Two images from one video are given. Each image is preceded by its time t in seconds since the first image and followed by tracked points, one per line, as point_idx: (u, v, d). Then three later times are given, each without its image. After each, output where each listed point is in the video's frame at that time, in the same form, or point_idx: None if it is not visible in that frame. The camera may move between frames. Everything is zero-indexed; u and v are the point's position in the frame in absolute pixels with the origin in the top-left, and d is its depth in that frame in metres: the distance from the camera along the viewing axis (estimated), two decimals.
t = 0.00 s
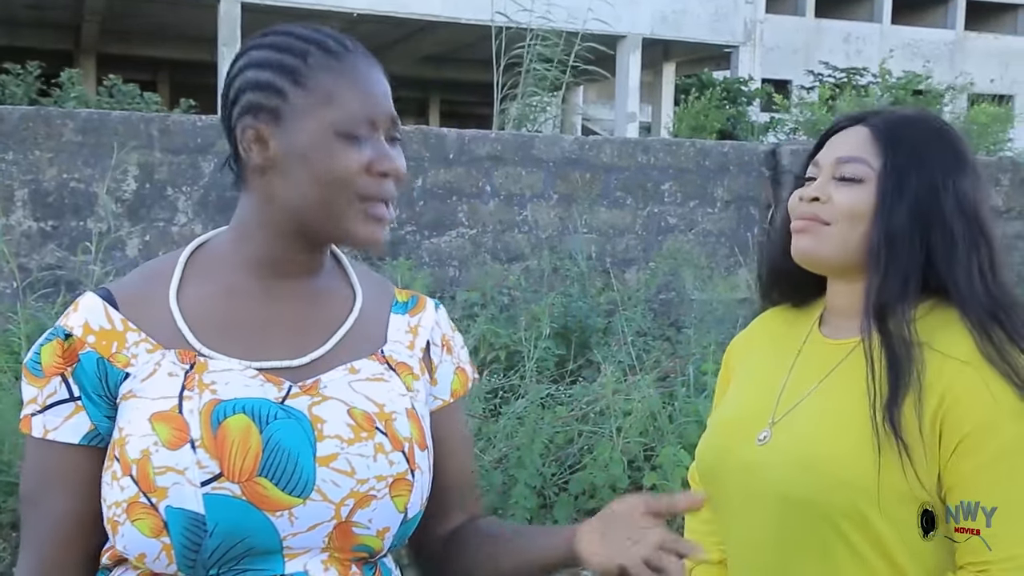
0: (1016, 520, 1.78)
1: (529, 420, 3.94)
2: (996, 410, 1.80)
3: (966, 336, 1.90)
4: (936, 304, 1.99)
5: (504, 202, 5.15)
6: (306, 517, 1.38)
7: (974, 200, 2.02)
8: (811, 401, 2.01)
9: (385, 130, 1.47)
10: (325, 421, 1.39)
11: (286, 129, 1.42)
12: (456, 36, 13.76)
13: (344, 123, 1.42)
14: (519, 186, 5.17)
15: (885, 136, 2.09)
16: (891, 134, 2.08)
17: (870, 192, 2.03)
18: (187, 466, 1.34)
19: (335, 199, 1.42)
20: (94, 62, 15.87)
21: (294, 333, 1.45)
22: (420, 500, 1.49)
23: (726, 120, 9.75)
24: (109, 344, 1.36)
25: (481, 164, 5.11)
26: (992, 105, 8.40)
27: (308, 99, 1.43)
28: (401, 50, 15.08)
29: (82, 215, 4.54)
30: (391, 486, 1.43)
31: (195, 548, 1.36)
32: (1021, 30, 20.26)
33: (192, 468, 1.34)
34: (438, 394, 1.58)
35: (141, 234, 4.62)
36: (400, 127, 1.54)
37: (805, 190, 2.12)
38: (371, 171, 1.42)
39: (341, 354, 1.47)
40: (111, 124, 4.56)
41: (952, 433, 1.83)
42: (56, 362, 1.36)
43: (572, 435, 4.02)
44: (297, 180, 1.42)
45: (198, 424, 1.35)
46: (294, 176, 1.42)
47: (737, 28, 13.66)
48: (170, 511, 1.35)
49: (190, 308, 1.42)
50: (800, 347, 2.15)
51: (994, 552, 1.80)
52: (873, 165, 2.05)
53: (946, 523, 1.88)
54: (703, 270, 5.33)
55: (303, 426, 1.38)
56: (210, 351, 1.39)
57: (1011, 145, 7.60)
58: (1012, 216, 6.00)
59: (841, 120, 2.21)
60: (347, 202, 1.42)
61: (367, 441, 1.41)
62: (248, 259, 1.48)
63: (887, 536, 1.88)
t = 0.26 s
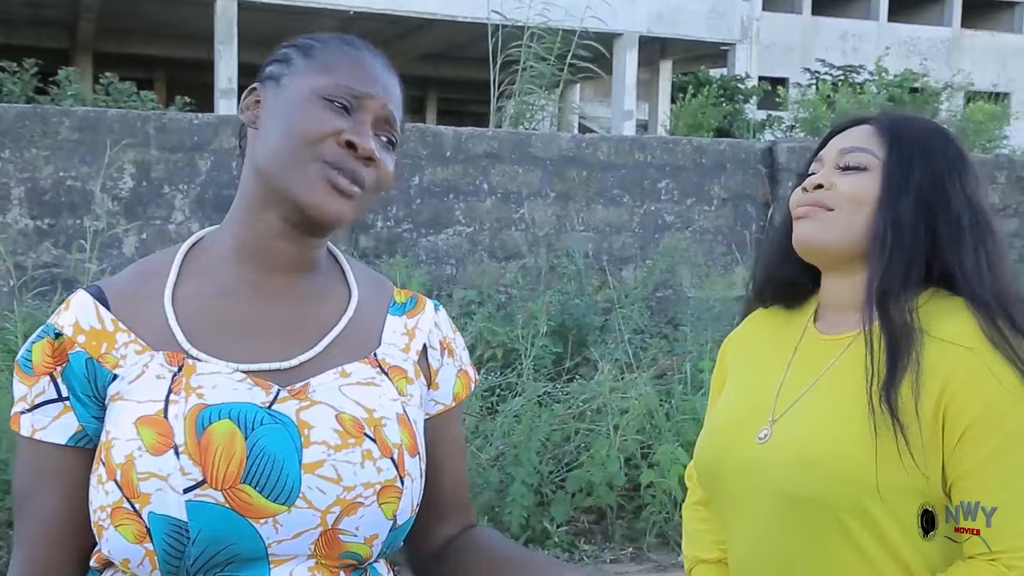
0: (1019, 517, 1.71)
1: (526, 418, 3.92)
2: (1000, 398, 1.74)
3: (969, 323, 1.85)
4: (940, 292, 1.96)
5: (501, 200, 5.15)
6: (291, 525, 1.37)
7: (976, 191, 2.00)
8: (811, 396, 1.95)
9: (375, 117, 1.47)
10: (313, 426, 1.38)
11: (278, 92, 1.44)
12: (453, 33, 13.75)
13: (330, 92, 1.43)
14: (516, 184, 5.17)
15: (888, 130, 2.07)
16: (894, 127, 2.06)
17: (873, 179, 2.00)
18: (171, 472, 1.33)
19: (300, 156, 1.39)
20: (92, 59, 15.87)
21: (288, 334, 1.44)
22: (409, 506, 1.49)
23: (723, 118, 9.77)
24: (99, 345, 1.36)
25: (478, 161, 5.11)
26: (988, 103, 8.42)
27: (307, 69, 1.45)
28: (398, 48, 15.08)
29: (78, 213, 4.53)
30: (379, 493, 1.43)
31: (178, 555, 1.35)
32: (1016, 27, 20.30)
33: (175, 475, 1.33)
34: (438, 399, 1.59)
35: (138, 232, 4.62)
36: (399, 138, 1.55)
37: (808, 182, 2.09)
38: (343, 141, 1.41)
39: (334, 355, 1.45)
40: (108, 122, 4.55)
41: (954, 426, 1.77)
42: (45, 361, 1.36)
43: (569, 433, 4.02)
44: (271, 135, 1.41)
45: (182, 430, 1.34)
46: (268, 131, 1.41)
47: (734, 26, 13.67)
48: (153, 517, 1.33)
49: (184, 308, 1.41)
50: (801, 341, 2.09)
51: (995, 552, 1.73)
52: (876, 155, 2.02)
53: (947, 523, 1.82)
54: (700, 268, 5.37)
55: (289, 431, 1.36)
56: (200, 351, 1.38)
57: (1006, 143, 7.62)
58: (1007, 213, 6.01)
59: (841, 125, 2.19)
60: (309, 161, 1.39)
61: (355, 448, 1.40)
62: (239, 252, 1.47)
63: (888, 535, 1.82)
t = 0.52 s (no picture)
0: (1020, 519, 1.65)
1: (521, 417, 3.91)
2: (997, 394, 1.67)
3: (965, 320, 1.78)
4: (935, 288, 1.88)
5: (498, 199, 5.14)
6: (294, 525, 1.36)
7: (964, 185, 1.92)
8: (808, 395, 1.88)
9: (389, 134, 1.48)
10: (315, 427, 1.37)
11: (291, 99, 1.44)
12: (449, 32, 13.75)
13: (350, 107, 1.44)
14: (513, 183, 5.16)
15: (867, 130, 1.98)
16: (876, 126, 1.98)
17: (857, 180, 1.92)
18: (174, 472, 1.32)
19: (318, 168, 1.41)
20: (88, 58, 15.85)
21: (285, 335, 1.44)
22: (408, 507, 1.49)
23: (720, 118, 9.76)
24: (95, 344, 1.34)
25: (475, 160, 5.10)
26: (984, 102, 8.43)
27: (324, 77, 1.45)
28: (395, 47, 15.07)
29: (74, 212, 4.52)
30: (380, 493, 1.42)
31: (181, 555, 1.34)
32: (1012, 27, 20.32)
33: (179, 474, 1.32)
34: (429, 402, 1.57)
35: (134, 231, 4.61)
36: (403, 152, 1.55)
37: (793, 189, 1.99)
38: (362, 157, 1.42)
39: (330, 356, 1.45)
40: (104, 121, 4.54)
41: (948, 424, 1.71)
42: (40, 361, 1.34)
43: (566, 432, 4.00)
44: (287, 144, 1.42)
45: (185, 429, 1.33)
46: (283, 138, 1.42)
47: (731, 25, 13.67)
48: (156, 517, 1.32)
49: (182, 307, 1.40)
50: (796, 343, 2.01)
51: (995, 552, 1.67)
52: (858, 156, 1.94)
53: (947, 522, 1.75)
54: (697, 266, 5.35)
55: (291, 432, 1.36)
56: (198, 351, 1.37)
57: (1002, 142, 7.63)
58: (1002, 212, 6.01)
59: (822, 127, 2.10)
60: (327, 176, 1.41)
61: (357, 448, 1.40)
62: (237, 252, 1.46)
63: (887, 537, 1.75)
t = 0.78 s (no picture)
0: (1006, 520, 1.57)
1: (507, 418, 3.90)
2: (970, 399, 1.59)
3: (933, 326, 1.68)
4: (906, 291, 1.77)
5: (485, 199, 5.13)
6: (275, 520, 1.35)
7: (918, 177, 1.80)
8: (781, 404, 1.80)
9: (371, 134, 1.47)
10: (293, 422, 1.36)
11: (271, 104, 1.42)
12: (436, 32, 13.72)
13: (334, 111, 1.43)
14: (499, 182, 5.15)
15: (811, 131, 1.89)
16: (818, 126, 1.88)
17: (805, 190, 1.82)
18: (154, 469, 1.31)
19: (307, 175, 1.39)
20: (74, 58, 15.76)
21: (264, 333, 1.43)
22: (390, 502, 1.47)
23: (707, 119, 9.77)
24: (73, 345, 1.34)
25: (462, 160, 5.09)
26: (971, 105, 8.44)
27: (303, 79, 1.44)
28: (382, 48, 15.04)
29: (58, 211, 4.49)
30: (361, 487, 1.41)
31: (161, 552, 1.33)
32: (998, 29, 20.37)
33: (158, 472, 1.32)
34: (411, 397, 1.56)
35: (119, 230, 4.57)
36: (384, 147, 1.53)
37: (751, 205, 1.91)
38: (349, 162, 1.41)
39: (310, 353, 1.44)
40: (89, 120, 4.52)
41: (913, 429, 1.63)
42: (17, 362, 1.33)
43: (551, 432, 3.98)
44: (272, 149, 1.40)
45: (164, 428, 1.32)
46: (268, 144, 1.40)
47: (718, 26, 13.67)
48: (136, 515, 1.32)
49: (158, 309, 1.40)
50: (774, 349, 1.92)
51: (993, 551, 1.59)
52: (805, 160, 1.85)
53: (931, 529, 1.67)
54: (683, 267, 5.32)
55: (270, 427, 1.35)
56: (176, 351, 1.37)
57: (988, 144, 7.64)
58: (988, 214, 6.02)
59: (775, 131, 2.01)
60: (319, 185, 1.39)
61: (336, 442, 1.39)
62: (214, 253, 1.45)
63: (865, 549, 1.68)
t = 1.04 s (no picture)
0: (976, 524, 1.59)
1: (493, 418, 3.89)
2: (931, 415, 1.59)
3: (894, 340, 1.68)
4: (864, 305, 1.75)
5: (471, 199, 5.13)
6: (255, 518, 1.36)
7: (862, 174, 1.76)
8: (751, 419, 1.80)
9: (343, 129, 1.47)
10: (273, 419, 1.38)
11: (240, 107, 1.43)
12: (423, 33, 13.72)
13: (303, 111, 1.43)
14: (486, 183, 5.15)
15: (752, 144, 1.84)
16: (758, 138, 1.84)
17: (753, 209, 1.79)
18: (133, 468, 1.33)
19: (280, 181, 1.40)
20: (59, 58, 15.71)
21: (244, 331, 1.43)
22: (371, 498, 1.48)
23: (694, 119, 9.78)
24: (52, 345, 1.35)
25: (448, 161, 5.10)
26: (957, 106, 8.47)
27: (271, 79, 1.45)
28: (369, 48, 15.02)
29: (42, 212, 4.48)
30: (342, 484, 1.42)
31: (141, 551, 1.34)
32: (983, 30, 20.43)
33: (137, 471, 1.33)
34: (393, 394, 1.56)
35: (104, 230, 4.56)
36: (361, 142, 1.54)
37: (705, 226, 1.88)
38: (322, 161, 1.42)
39: (291, 350, 1.44)
40: (73, 120, 4.51)
41: (876, 444, 1.63)
42: None
43: (538, 431, 3.98)
44: (244, 153, 1.41)
45: (143, 427, 1.34)
46: (241, 148, 1.41)
47: (705, 27, 13.69)
48: (116, 515, 1.33)
49: (136, 308, 1.40)
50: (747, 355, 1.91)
51: (987, 548, 1.61)
52: (751, 176, 1.81)
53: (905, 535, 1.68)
54: (669, 267, 5.25)
55: (250, 424, 1.36)
56: (154, 350, 1.38)
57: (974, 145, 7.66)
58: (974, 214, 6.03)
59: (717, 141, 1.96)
60: (293, 187, 1.40)
61: (316, 439, 1.40)
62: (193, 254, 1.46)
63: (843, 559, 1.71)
